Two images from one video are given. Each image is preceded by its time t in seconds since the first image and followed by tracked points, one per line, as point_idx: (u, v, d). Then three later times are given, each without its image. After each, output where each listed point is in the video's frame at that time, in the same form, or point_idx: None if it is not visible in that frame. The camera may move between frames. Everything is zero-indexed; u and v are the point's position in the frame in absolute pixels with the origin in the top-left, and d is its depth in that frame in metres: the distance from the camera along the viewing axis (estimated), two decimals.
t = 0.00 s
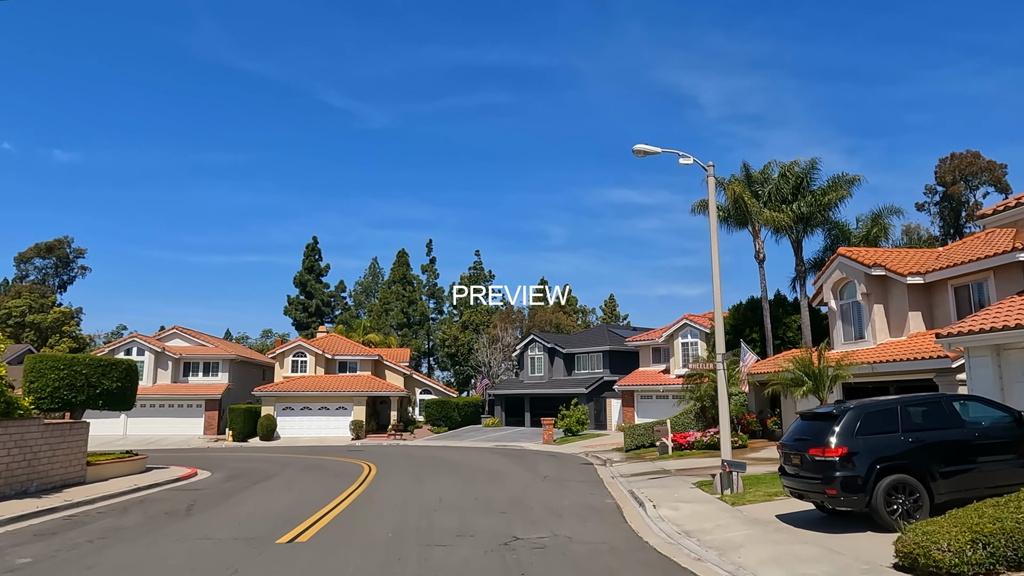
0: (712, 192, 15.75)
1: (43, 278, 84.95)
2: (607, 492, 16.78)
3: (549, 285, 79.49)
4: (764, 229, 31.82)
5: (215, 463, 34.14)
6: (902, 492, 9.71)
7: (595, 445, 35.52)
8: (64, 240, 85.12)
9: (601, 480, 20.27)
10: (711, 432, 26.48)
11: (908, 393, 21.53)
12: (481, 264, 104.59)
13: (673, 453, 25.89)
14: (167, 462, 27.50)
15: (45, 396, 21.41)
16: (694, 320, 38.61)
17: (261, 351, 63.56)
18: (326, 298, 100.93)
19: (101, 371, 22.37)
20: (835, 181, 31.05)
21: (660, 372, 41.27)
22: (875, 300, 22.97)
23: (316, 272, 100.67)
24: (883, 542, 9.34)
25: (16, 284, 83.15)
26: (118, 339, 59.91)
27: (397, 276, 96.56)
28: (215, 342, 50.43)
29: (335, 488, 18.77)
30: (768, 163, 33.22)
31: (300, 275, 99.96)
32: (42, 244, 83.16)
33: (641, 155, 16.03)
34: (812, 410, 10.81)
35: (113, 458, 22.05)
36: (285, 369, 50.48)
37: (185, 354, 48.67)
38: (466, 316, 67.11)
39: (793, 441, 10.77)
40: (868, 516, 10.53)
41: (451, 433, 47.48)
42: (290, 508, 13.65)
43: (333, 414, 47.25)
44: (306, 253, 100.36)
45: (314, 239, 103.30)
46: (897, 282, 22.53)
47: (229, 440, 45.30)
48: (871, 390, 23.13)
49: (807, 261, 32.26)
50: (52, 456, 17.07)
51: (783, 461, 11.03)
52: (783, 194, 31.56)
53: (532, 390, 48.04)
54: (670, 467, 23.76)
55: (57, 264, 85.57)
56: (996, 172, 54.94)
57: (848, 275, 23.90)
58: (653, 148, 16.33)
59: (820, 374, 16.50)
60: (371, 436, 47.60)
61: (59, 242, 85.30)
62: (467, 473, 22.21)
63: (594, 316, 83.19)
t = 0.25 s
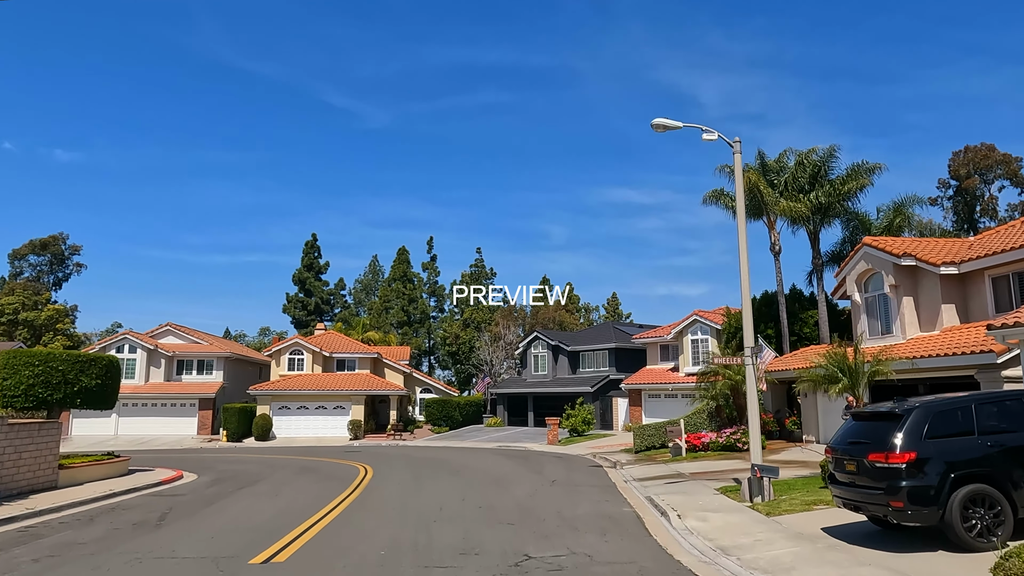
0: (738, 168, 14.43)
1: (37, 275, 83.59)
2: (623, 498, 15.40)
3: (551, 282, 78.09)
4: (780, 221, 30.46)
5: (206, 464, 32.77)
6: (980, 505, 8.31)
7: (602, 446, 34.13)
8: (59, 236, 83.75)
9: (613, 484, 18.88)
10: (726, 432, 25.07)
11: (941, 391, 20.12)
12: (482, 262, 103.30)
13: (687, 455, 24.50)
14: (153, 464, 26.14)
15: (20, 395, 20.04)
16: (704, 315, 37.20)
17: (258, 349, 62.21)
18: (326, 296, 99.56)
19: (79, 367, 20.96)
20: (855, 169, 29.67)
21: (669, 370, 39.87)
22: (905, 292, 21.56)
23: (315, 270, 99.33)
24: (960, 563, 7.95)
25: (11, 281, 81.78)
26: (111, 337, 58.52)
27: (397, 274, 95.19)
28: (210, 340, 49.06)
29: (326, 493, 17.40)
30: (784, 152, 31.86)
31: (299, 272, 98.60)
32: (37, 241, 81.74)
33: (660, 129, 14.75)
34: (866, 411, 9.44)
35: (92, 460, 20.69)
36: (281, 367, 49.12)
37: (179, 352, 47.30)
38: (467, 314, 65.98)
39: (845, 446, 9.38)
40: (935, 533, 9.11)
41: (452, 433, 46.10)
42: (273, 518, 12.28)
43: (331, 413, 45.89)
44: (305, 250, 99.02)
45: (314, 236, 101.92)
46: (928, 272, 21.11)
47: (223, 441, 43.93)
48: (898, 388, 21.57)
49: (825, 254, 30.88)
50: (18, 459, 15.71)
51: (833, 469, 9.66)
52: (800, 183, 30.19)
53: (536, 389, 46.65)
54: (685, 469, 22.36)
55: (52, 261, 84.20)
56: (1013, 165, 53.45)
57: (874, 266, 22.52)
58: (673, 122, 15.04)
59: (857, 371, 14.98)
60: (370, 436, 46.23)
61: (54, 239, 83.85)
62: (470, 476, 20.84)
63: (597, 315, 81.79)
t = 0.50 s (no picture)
0: (766, 146, 13.22)
1: (32, 273, 82.32)
2: (639, 506, 14.17)
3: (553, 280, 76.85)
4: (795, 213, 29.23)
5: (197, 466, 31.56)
6: None
7: (608, 447, 32.90)
8: (54, 234, 82.47)
9: (625, 489, 17.69)
10: (741, 434, 23.88)
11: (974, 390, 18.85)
12: (483, 260, 102.13)
13: (701, 458, 23.29)
14: (139, 466, 24.93)
15: None
16: (713, 313, 36.02)
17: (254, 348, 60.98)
18: (325, 295, 98.34)
19: (56, 364, 19.73)
20: (873, 158, 28.43)
21: (676, 369, 38.64)
22: (933, 285, 20.35)
23: (314, 268, 98.11)
24: None
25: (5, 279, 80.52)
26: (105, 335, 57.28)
27: (397, 272, 93.99)
28: (204, 338, 47.82)
29: (318, 499, 16.23)
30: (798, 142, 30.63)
31: (298, 270, 97.38)
32: (31, 238, 80.40)
33: (680, 103, 13.55)
34: (929, 412, 8.24)
35: (70, 463, 19.48)
36: (277, 366, 47.90)
37: (172, 350, 46.09)
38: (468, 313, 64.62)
39: (905, 453, 8.17)
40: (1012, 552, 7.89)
41: (452, 433, 44.90)
42: (254, 530, 11.05)
43: (328, 413, 44.69)
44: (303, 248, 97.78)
45: (313, 234, 100.66)
46: (958, 264, 19.88)
47: (217, 442, 42.72)
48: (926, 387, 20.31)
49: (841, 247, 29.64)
50: None
51: (889, 477, 8.45)
52: (815, 173, 28.96)
53: (538, 388, 45.45)
54: (699, 473, 21.13)
55: (46, 258, 82.96)
56: None
57: (900, 257, 21.31)
58: (694, 95, 13.83)
59: (892, 368, 13.75)
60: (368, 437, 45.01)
61: (48, 236, 82.50)
62: (471, 479, 19.62)
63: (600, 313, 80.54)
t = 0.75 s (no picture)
0: (802, 113, 11.83)
1: (23, 270, 80.81)
2: (659, 515, 12.79)
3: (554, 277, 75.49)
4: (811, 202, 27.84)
5: (185, 467, 30.17)
6: None
7: (615, 448, 31.54)
8: (46, 231, 80.94)
9: (639, 494, 16.31)
10: (758, 435, 22.49)
11: (1016, 388, 17.43)
12: (482, 258, 100.67)
13: (716, 460, 21.90)
14: (120, 469, 23.56)
15: None
16: (723, 308, 34.66)
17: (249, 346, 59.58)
18: (322, 293, 96.93)
19: (23, 361, 18.29)
20: (894, 144, 27.00)
21: (684, 367, 37.29)
22: (968, 275, 18.97)
23: (311, 266, 96.64)
24: None
25: None
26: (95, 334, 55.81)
27: (395, 270, 92.58)
28: (196, 335, 46.39)
29: (304, 507, 14.84)
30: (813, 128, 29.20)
31: (295, 268, 95.95)
32: (22, 235, 78.83)
33: (706, 66, 12.12)
34: None
35: (40, 465, 18.09)
36: (271, 364, 46.47)
37: (162, 348, 44.65)
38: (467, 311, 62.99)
39: (1005, 459, 6.73)
40: None
41: (452, 434, 43.49)
42: (225, 548, 9.71)
43: (323, 413, 43.27)
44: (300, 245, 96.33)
45: (310, 231, 99.27)
46: (996, 252, 18.48)
47: (208, 442, 41.26)
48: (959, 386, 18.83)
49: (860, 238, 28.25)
50: None
51: (972, 488, 7.06)
52: (833, 160, 27.54)
53: (540, 387, 44.04)
54: (716, 476, 19.78)
55: (38, 255, 81.54)
56: None
57: (931, 246, 19.93)
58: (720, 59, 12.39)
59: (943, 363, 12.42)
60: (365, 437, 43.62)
61: (40, 233, 80.90)
62: (472, 483, 18.24)
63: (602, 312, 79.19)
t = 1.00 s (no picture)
0: (840, 80, 10.65)
1: (15, 268, 79.49)
2: (679, 525, 11.61)
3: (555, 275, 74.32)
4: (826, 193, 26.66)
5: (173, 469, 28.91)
6: None
7: (620, 450, 30.36)
8: (38, 228, 79.57)
9: (653, 500, 15.13)
10: (775, 436, 21.28)
11: None
12: (482, 256, 99.46)
13: (732, 463, 20.71)
14: (101, 473, 22.36)
15: None
16: (732, 305, 33.48)
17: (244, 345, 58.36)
18: (319, 291, 95.71)
19: None
20: (913, 132, 25.83)
21: (690, 366, 36.12)
22: (1002, 266, 17.80)
23: (308, 264, 95.37)
24: None
25: None
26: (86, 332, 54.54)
27: (394, 268, 91.43)
28: (188, 333, 45.18)
29: (290, 514, 13.66)
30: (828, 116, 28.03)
31: (292, 266, 94.70)
32: (14, 232, 77.47)
33: (733, 29, 10.94)
34: None
35: (10, 469, 16.89)
36: (265, 363, 45.23)
37: (153, 347, 43.43)
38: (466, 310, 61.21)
39: None
40: None
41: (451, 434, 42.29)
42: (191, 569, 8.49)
43: (319, 413, 42.06)
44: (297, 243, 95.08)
45: (307, 229, 98.02)
46: None
47: (200, 443, 40.01)
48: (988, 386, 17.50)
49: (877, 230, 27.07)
50: None
51: None
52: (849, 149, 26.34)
53: (542, 386, 42.86)
54: (733, 480, 18.59)
55: (31, 253, 80.22)
56: None
57: (961, 235, 18.75)
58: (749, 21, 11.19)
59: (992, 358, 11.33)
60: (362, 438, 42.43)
61: (33, 230, 79.52)
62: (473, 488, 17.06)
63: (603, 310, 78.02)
